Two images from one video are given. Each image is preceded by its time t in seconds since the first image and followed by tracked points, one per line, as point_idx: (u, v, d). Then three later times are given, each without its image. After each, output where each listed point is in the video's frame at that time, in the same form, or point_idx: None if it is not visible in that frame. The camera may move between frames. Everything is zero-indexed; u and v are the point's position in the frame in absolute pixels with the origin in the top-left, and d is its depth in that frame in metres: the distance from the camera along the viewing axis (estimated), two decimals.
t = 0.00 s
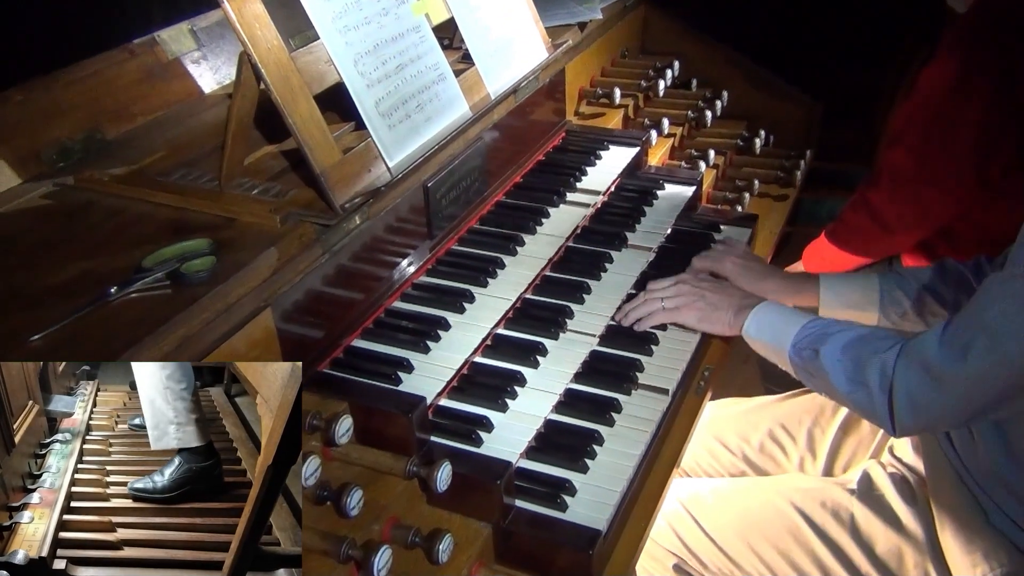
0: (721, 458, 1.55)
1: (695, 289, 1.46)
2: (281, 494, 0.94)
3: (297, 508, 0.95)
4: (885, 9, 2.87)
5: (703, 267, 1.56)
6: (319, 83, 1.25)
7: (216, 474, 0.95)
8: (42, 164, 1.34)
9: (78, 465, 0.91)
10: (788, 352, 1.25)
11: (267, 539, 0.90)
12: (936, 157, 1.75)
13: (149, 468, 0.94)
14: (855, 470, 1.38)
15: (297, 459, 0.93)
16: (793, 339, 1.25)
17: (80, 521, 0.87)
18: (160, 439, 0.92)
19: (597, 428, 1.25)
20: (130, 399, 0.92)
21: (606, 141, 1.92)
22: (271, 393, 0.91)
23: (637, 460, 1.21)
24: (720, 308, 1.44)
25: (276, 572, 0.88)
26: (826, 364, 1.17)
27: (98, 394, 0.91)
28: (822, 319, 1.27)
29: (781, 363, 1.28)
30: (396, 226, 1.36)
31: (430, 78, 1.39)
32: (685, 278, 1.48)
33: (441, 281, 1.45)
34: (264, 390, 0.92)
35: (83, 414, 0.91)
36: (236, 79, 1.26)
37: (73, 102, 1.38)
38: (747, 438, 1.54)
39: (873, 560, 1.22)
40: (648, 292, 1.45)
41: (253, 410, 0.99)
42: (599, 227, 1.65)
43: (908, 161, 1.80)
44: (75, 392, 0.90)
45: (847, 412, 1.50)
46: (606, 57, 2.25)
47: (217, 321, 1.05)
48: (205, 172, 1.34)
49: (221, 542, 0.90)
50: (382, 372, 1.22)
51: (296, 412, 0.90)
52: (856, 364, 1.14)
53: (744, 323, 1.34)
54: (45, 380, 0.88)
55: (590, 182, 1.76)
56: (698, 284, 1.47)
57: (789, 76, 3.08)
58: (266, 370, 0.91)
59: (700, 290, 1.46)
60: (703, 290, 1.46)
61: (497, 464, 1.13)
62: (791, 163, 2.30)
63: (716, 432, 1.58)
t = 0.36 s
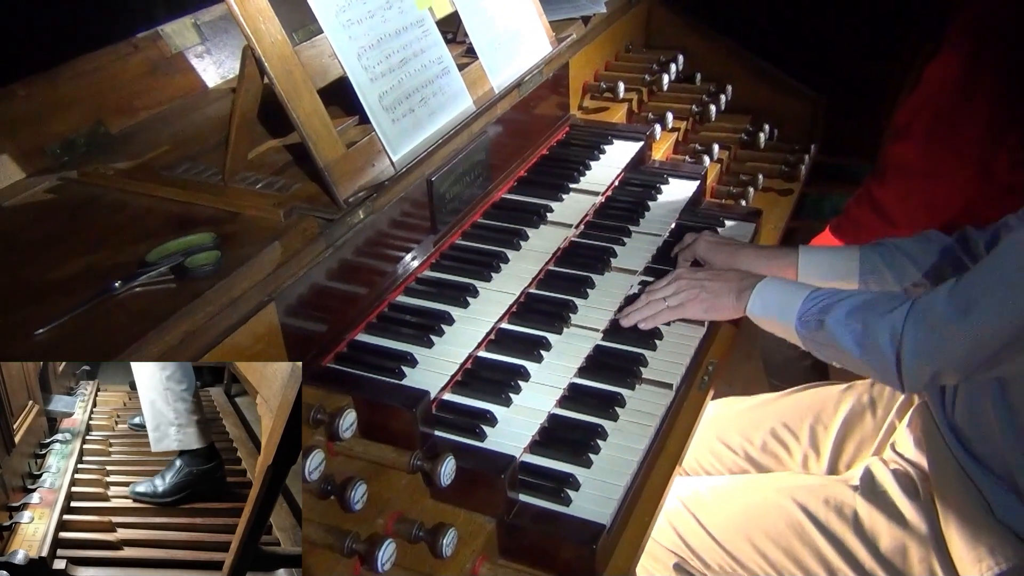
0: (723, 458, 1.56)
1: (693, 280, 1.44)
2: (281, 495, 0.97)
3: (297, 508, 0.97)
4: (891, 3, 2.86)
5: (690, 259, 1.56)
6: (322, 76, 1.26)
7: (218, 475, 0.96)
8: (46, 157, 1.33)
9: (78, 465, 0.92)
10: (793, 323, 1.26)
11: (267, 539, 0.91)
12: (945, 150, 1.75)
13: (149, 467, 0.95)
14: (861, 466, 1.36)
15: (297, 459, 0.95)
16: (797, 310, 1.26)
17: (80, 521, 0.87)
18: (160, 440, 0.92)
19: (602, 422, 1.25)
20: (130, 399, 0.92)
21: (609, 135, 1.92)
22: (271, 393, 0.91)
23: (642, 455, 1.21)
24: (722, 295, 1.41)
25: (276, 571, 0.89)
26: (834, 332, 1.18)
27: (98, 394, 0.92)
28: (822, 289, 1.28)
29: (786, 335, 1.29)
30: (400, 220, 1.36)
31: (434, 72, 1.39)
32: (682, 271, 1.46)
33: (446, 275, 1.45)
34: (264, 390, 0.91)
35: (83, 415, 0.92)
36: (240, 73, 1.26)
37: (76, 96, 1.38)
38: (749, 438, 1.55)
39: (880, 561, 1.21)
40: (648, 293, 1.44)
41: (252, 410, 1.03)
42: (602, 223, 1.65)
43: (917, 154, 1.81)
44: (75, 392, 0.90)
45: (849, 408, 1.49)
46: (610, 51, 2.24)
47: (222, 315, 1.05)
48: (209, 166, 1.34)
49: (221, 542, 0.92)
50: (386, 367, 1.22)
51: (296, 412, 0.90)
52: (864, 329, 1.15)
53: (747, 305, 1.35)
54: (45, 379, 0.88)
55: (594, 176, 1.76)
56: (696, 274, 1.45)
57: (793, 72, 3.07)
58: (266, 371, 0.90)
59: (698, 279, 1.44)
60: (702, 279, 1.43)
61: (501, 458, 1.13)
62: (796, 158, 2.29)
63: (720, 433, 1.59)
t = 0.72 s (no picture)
0: (728, 449, 1.55)
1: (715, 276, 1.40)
2: (281, 494, 0.96)
3: (297, 508, 0.96)
4: None
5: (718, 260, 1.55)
6: (325, 69, 1.25)
7: (215, 473, 0.95)
8: (48, 149, 1.34)
9: (78, 465, 0.90)
10: (807, 330, 1.22)
11: (267, 539, 0.91)
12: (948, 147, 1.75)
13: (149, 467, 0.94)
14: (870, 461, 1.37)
15: (297, 457, 0.95)
16: (814, 317, 1.22)
17: (80, 521, 0.86)
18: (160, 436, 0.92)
19: (604, 416, 1.25)
20: (130, 399, 0.93)
21: (613, 129, 1.91)
22: (271, 392, 0.91)
23: (644, 449, 1.20)
24: (743, 292, 1.36)
25: (276, 571, 0.89)
26: (847, 346, 1.15)
27: (98, 393, 0.92)
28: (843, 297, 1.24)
29: (797, 341, 1.26)
30: (403, 213, 1.36)
31: (437, 64, 1.39)
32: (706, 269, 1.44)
33: (449, 268, 1.45)
34: (264, 390, 0.92)
35: (83, 415, 0.91)
36: (242, 64, 1.25)
37: (78, 88, 1.38)
38: (755, 431, 1.54)
39: (890, 558, 1.21)
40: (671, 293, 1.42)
41: (252, 410, 1.00)
42: (605, 216, 1.64)
43: (921, 149, 1.80)
44: (75, 392, 0.90)
45: (856, 403, 1.49)
46: (613, 43, 2.24)
47: (224, 308, 1.05)
48: (211, 158, 1.33)
49: (221, 542, 0.90)
50: (388, 360, 1.22)
51: (296, 413, 0.91)
52: (879, 347, 1.12)
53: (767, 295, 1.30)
54: (45, 379, 0.88)
55: (597, 169, 1.76)
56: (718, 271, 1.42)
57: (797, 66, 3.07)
58: (266, 370, 0.91)
59: (722, 277, 1.40)
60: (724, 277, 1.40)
61: (503, 452, 1.13)
62: (800, 151, 2.30)
63: (725, 425, 1.58)
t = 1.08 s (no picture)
0: (727, 443, 1.55)
1: (698, 276, 1.41)
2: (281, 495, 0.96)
3: (297, 508, 0.96)
4: None
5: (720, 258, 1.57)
6: (329, 63, 1.25)
7: (221, 474, 0.96)
8: (51, 143, 1.33)
9: (78, 465, 0.92)
10: (781, 327, 1.23)
11: (267, 539, 0.91)
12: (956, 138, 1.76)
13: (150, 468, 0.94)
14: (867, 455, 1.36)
15: (296, 456, 0.94)
16: (789, 315, 1.23)
17: (79, 521, 0.87)
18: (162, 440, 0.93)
19: (608, 411, 1.25)
20: (131, 399, 0.94)
21: (617, 123, 1.91)
22: (272, 392, 0.91)
23: (648, 444, 1.20)
24: (720, 290, 1.39)
25: (276, 571, 0.89)
26: (815, 340, 1.15)
27: (98, 394, 0.93)
28: (820, 300, 1.25)
29: (772, 340, 1.26)
30: (406, 208, 1.36)
31: (440, 58, 1.38)
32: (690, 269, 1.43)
33: (453, 263, 1.45)
34: (264, 391, 0.92)
35: (83, 414, 0.93)
36: (245, 59, 1.26)
37: (81, 82, 1.37)
38: (753, 425, 1.54)
39: (888, 549, 1.22)
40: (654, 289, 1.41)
41: (252, 410, 1.04)
42: (609, 210, 1.64)
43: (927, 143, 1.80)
44: (75, 392, 0.92)
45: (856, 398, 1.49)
46: (617, 38, 2.24)
47: (227, 303, 1.05)
48: (214, 152, 1.33)
49: (221, 542, 0.91)
50: (392, 354, 1.22)
51: (296, 413, 0.91)
52: (845, 341, 1.12)
53: (746, 295, 1.33)
54: (45, 379, 0.89)
55: (602, 163, 1.76)
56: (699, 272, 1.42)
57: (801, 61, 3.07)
58: (266, 370, 0.91)
59: (703, 276, 1.41)
60: (706, 278, 1.41)
61: (507, 446, 1.13)
62: (804, 147, 2.30)
63: (725, 419, 1.57)
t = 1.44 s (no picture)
0: (736, 444, 1.52)
1: (703, 262, 1.42)
2: (281, 494, 0.93)
3: (297, 507, 0.93)
4: None
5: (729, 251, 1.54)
6: (326, 53, 1.22)
7: (221, 473, 0.94)
8: (44, 135, 1.31)
9: (78, 465, 0.90)
10: (796, 311, 1.22)
11: (266, 539, 0.89)
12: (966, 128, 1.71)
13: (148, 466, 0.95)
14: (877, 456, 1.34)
15: (298, 457, 0.93)
16: (803, 299, 1.21)
17: (80, 521, 0.86)
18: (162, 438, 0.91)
19: (611, 408, 1.22)
20: (131, 399, 0.90)
21: (621, 114, 1.88)
22: (272, 392, 0.89)
23: (653, 442, 1.18)
24: (728, 275, 1.39)
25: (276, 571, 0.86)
26: (835, 325, 1.14)
27: (98, 394, 0.90)
28: (833, 279, 1.23)
29: (787, 324, 1.25)
30: (405, 201, 1.33)
31: (440, 48, 1.36)
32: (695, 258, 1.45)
33: (452, 258, 1.42)
34: (264, 390, 0.90)
35: (83, 415, 0.90)
36: (241, 50, 1.22)
37: (73, 73, 1.35)
38: (763, 424, 1.51)
39: (898, 552, 1.18)
40: (655, 274, 1.42)
41: (252, 411, 1.03)
42: (611, 204, 1.61)
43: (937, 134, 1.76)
44: (75, 392, 0.89)
45: (867, 396, 1.47)
46: (621, 27, 2.20)
47: (224, 297, 1.03)
48: (209, 145, 1.30)
49: (222, 542, 0.90)
50: (390, 351, 1.19)
51: (296, 413, 0.89)
52: (865, 325, 1.11)
53: (756, 284, 1.31)
54: (45, 379, 0.86)
55: (606, 155, 1.73)
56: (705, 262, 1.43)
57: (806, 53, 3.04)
58: (266, 370, 0.89)
59: (709, 265, 1.42)
60: (711, 264, 1.42)
61: (508, 445, 1.10)
62: (813, 139, 2.27)
63: (733, 419, 1.54)
